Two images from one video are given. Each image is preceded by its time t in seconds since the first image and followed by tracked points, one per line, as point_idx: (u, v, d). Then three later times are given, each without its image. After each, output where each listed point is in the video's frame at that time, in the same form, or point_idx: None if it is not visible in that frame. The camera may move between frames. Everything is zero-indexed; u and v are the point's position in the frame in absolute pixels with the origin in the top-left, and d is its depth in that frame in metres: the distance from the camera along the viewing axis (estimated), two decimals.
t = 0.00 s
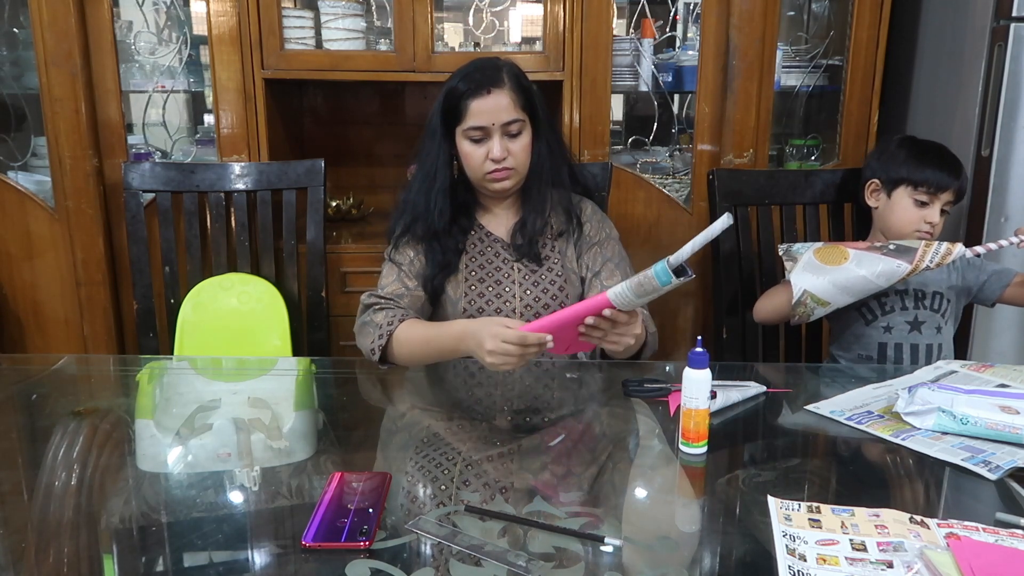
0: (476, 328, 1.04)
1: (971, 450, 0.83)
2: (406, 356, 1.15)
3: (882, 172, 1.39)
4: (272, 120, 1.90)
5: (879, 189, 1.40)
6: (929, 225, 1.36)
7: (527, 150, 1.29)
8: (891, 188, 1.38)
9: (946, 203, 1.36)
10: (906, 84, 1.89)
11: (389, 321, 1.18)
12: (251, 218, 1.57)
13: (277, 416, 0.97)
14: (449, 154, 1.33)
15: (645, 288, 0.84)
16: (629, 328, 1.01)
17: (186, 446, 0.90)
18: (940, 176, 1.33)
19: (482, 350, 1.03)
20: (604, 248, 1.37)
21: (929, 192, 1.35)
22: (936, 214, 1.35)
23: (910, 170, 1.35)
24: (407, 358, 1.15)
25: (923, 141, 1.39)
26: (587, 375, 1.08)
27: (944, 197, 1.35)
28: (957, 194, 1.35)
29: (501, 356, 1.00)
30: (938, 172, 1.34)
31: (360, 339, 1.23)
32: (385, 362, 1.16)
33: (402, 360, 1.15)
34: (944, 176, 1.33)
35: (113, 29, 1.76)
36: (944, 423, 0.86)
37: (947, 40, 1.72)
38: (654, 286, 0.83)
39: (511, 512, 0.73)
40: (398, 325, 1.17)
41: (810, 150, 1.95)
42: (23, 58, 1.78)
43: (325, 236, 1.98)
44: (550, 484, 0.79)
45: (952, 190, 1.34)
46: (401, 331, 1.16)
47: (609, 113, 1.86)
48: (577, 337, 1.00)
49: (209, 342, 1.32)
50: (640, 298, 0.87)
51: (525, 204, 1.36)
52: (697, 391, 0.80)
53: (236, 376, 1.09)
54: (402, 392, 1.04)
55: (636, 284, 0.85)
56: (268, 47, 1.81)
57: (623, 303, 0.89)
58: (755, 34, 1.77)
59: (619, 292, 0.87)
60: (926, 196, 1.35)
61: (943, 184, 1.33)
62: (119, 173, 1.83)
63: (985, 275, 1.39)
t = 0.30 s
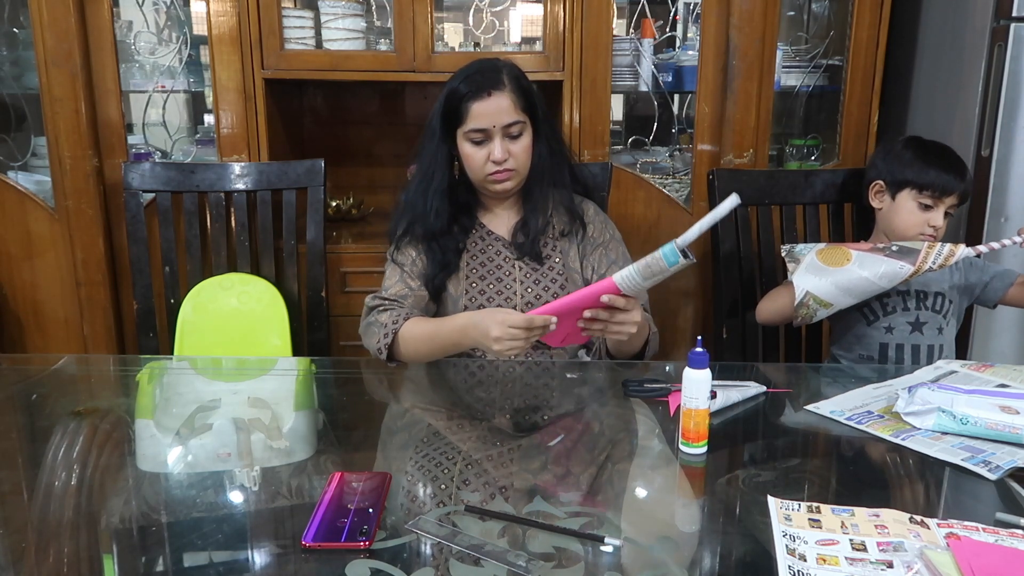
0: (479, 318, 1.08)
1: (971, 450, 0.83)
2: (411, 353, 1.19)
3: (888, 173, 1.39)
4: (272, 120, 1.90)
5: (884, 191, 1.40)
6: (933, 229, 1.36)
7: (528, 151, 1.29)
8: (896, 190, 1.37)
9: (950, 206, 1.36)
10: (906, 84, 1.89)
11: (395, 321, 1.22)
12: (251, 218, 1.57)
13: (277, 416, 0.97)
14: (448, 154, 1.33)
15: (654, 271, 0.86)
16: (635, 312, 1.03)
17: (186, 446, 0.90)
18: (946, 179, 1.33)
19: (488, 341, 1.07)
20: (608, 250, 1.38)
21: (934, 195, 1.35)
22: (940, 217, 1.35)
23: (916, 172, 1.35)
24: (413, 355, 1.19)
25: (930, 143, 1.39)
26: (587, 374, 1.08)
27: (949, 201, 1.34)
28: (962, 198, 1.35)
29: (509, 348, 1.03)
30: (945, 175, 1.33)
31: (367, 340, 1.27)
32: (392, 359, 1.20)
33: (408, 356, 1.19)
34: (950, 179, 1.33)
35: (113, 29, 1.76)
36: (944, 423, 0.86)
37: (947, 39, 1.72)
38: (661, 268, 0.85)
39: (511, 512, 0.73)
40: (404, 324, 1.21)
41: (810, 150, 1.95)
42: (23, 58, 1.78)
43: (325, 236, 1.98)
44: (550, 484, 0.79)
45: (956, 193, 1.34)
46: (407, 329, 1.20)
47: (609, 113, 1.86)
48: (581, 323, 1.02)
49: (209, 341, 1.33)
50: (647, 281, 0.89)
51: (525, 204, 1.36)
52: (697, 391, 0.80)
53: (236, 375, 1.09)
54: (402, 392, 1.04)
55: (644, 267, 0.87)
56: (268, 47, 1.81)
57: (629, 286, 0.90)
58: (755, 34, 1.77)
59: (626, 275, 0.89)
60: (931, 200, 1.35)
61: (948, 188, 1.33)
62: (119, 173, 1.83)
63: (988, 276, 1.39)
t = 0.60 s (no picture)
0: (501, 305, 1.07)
1: (971, 450, 0.83)
2: (434, 351, 1.18)
3: (888, 173, 1.39)
4: (272, 120, 1.90)
5: (884, 192, 1.40)
6: (933, 229, 1.36)
7: (533, 152, 1.29)
8: (897, 190, 1.37)
9: (950, 207, 1.36)
10: (906, 84, 1.89)
11: (414, 318, 1.22)
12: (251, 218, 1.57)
13: (277, 416, 0.97)
14: (452, 158, 1.34)
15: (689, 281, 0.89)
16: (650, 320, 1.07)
17: (186, 446, 0.90)
18: (946, 179, 1.33)
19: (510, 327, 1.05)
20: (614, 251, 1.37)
21: (934, 195, 1.35)
22: (940, 217, 1.36)
23: (917, 172, 1.35)
24: (435, 352, 1.18)
25: (930, 143, 1.39)
26: (587, 374, 1.08)
27: (949, 202, 1.35)
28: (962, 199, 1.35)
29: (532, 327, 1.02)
30: (945, 174, 1.34)
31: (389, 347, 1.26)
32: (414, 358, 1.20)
33: (432, 354, 1.18)
34: (951, 179, 1.33)
35: (113, 29, 1.76)
36: (944, 423, 0.86)
37: (948, 40, 1.72)
38: (696, 284, 0.89)
39: (510, 512, 0.73)
40: (422, 321, 1.20)
41: (810, 150, 1.95)
42: (23, 58, 1.78)
43: (325, 236, 1.98)
44: (550, 484, 0.79)
45: (956, 194, 1.34)
46: (425, 327, 1.19)
47: (609, 113, 1.86)
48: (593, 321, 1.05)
49: (209, 341, 1.33)
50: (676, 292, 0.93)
51: (527, 204, 1.37)
52: (697, 391, 0.80)
53: (236, 375, 1.09)
54: (402, 392, 1.04)
55: (678, 278, 0.90)
56: (268, 47, 1.81)
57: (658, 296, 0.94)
58: (755, 34, 1.77)
59: (657, 283, 0.91)
60: (930, 201, 1.35)
61: (948, 189, 1.33)
62: (119, 173, 1.83)
63: (991, 279, 1.38)
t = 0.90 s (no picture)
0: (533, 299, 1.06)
1: (971, 450, 0.83)
2: (460, 350, 1.18)
3: (889, 174, 1.39)
4: (272, 120, 1.90)
5: (885, 192, 1.40)
6: (932, 229, 1.36)
7: (540, 152, 1.30)
8: (897, 190, 1.38)
9: (950, 207, 1.36)
10: (906, 84, 1.89)
11: (438, 320, 1.21)
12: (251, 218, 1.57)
13: (277, 416, 0.97)
14: (460, 158, 1.33)
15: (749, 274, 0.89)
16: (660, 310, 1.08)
17: (186, 446, 0.90)
18: (946, 179, 1.33)
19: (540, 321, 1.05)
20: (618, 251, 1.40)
21: (934, 196, 1.35)
22: (940, 218, 1.35)
23: (917, 173, 1.35)
24: (465, 351, 1.18)
25: (930, 143, 1.39)
26: (587, 374, 1.08)
27: (948, 203, 1.35)
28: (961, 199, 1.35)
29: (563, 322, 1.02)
30: (945, 175, 1.34)
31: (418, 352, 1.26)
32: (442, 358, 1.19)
33: (461, 353, 1.18)
34: (950, 179, 1.33)
35: (113, 29, 1.76)
36: (944, 423, 0.86)
37: (948, 39, 1.72)
38: (750, 280, 0.90)
39: (511, 512, 0.73)
40: (447, 322, 1.19)
41: (810, 150, 1.95)
42: (23, 58, 1.78)
43: (325, 236, 1.98)
44: (550, 484, 0.79)
45: (956, 195, 1.34)
46: (449, 327, 1.18)
47: (609, 113, 1.86)
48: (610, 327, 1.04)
49: (210, 341, 1.33)
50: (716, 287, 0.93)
51: (533, 204, 1.37)
52: (697, 391, 0.80)
53: (236, 375, 1.09)
54: (402, 392, 1.04)
55: (735, 273, 0.89)
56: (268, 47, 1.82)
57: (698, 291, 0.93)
58: (755, 34, 1.77)
59: (712, 276, 0.90)
60: (929, 202, 1.35)
61: (948, 190, 1.33)
62: (119, 173, 1.83)
63: (991, 279, 1.38)
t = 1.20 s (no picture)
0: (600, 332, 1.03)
1: (971, 450, 0.83)
2: (502, 350, 1.17)
3: (886, 175, 1.39)
4: (272, 120, 1.90)
5: (882, 193, 1.40)
6: (930, 230, 1.36)
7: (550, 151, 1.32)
8: (894, 192, 1.38)
9: (948, 208, 1.36)
10: (906, 84, 1.89)
11: (484, 314, 1.20)
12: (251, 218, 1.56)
13: (277, 416, 0.97)
14: (470, 157, 1.33)
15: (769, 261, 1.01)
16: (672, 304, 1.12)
17: (186, 446, 0.90)
18: (943, 180, 1.33)
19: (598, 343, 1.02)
20: (623, 255, 1.40)
21: (931, 197, 1.35)
22: (937, 219, 1.35)
23: (913, 174, 1.35)
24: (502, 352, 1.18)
25: (928, 143, 1.39)
26: (587, 374, 1.08)
27: (945, 204, 1.35)
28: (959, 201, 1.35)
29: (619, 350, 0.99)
30: (942, 175, 1.34)
31: (443, 341, 1.24)
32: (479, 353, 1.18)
33: (500, 353, 1.17)
34: (947, 180, 1.33)
35: (113, 29, 1.76)
36: (944, 423, 0.86)
37: (948, 39, 1.72)
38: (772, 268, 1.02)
39: (511, 512, 0.73)
40: (493, 319, 1.19)
41: (810, 150, 1.95)
42: (23, 58, 1.78)
43: (325, 236, 1.98)
44: (550, 484, 0.79)
45: (953, 196, 1.34)
46: (495, 324, 1.18)
47: (609, 113, 1.86)
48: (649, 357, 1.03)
49: (210, 341, 1.33)
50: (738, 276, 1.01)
51: (543, 204, 1.38)
52: (697, 391, 0.80)
53: (236, 375, 1.09)
54: (402, 392, 1.04)
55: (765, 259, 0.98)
56: (268, 47, 1.82)
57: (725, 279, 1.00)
58: (755, 34, 1.77)
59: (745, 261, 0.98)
60: (927, 203, 1.35)
61: (945, 191, 1.33)
62: (119, 173, 1.83)
63: (989, 278, 1.38)
